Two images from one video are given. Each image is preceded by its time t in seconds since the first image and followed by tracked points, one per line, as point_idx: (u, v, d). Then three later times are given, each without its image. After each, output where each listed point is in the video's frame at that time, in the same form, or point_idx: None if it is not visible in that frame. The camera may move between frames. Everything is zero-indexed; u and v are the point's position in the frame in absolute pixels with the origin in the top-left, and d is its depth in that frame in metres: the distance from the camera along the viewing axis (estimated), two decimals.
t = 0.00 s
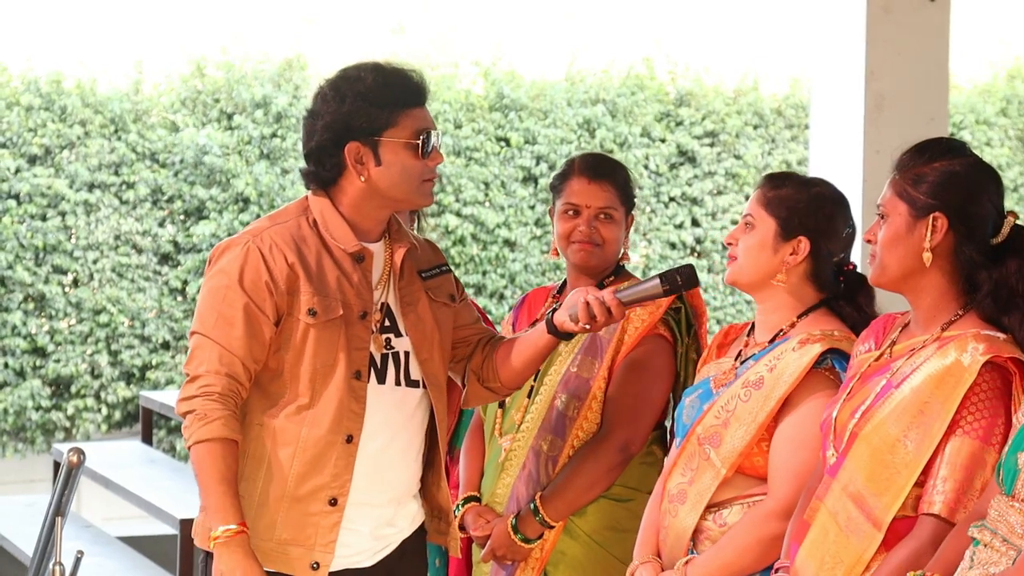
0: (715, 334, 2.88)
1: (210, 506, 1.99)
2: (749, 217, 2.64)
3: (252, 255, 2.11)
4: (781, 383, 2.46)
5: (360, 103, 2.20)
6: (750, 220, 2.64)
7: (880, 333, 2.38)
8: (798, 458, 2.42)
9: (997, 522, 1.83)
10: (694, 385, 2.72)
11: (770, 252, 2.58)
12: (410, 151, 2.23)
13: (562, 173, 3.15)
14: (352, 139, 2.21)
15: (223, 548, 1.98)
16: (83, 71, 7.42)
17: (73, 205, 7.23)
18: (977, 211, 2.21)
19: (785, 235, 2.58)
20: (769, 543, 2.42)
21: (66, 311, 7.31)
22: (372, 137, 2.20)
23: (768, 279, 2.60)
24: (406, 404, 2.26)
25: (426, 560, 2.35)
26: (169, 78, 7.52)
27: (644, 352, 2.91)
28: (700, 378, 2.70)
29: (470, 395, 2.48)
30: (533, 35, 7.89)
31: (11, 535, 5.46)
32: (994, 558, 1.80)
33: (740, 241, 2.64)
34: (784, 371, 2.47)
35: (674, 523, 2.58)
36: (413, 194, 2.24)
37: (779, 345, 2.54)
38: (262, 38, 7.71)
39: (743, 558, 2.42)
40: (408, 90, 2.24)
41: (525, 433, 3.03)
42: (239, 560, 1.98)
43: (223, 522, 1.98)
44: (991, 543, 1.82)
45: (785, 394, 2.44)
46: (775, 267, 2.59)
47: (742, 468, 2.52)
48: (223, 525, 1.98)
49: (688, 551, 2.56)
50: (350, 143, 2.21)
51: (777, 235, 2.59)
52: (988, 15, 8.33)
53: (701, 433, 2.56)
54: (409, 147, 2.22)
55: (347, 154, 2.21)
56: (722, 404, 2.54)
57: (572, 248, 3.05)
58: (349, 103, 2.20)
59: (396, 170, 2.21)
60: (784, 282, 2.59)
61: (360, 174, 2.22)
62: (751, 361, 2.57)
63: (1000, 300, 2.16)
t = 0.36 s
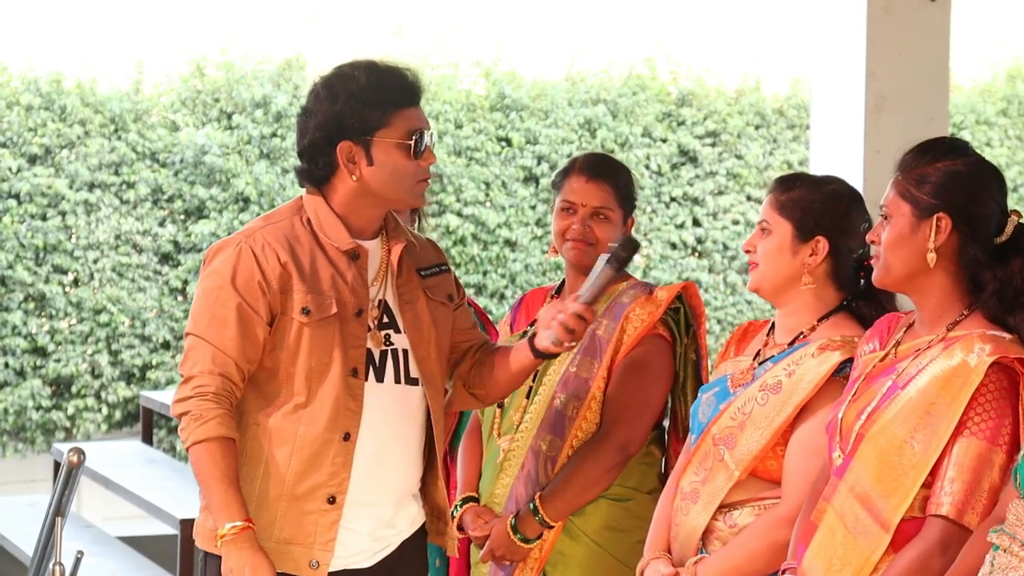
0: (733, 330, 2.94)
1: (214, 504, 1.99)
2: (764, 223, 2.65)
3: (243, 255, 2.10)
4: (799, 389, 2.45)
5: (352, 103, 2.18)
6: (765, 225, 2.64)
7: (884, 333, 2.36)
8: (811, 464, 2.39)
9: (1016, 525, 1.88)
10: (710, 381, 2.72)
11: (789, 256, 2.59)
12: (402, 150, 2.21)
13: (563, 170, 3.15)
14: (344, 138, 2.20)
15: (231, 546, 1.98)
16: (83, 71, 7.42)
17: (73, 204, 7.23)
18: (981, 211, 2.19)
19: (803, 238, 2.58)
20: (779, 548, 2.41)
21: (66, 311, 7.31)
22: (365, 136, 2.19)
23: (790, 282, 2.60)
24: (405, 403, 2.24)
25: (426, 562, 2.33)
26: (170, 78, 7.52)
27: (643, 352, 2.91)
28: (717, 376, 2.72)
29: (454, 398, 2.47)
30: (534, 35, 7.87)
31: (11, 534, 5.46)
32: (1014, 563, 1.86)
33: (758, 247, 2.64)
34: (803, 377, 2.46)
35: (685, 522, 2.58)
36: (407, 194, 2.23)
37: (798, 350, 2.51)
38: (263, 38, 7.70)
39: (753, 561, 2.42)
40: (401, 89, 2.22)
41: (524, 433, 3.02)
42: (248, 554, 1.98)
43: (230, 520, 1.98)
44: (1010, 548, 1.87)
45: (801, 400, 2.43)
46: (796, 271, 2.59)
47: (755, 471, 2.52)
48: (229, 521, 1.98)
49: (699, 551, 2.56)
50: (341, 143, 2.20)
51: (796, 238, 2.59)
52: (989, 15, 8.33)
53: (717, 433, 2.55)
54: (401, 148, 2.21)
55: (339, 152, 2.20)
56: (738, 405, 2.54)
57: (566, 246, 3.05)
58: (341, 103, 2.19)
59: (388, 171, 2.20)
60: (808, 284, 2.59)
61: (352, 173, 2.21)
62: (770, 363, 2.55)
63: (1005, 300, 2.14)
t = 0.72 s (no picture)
0: (735, 330, 2.92)
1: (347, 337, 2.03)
2: (764, 223, 2.65)
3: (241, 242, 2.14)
4: (798, 392, 2.45)
5: (330, 141, 2.14)
6: (766, 226, 2.64)
7: (891, 333, 2.37)
8: (813, 464, 2.40)
9: None
10: (711, 383, 2.74)
11: (790, 256, 2.59)
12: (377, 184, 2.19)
13: (567, 170, 3.14)
14: (319, 168, 2.17)
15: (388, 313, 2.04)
16: (83, 71, 7.42)
17: (72, 204, 7.23)
18: (988, 211, 2.17)
19: (803, 237, 2.58)
20: (780, 549, 2.41)
21: (66, 311, 7.31)
22: (341, 169, 2.16)
23: (791, 282, 2.60)
24: (398, 397, 2.26)
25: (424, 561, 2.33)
26: (170, 78, 7.51)
27: (642, 352, 2.92)
28: (721, 376, 2.71)
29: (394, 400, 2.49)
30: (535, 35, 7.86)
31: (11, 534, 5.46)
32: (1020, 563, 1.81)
33: (759, 248, 2.64)
34: (803, 377, 2.46)
35: (693, 524, 2.59)
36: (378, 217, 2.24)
37: (798, 350, 2.52)
38: (263, 38, 7.70)
39: (758, 564, 2.41)
40: (381, 119, 2.17)
41: (521, 431, 3.00)
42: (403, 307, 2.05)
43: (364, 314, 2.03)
44: (1016, 548, 1.82)
45: (803, 401, 2.44)
46: (797, 270, 2.59)
47: (759, 472, 2.51)
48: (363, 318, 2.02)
49: (705, 554, 2.56)
50: (317, 172, 2.18)
51: (796, 238, 2.59)
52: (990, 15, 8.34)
53: (720, 436, 2.56)
54: (376, 182, 2.18)
55: (314, 179, 2.19)
56: (740, 407, 2.55)
57: (566, 246, 3.04)
58: (320, 138, 2.14)
59: (361, 200, 2.21)
60: (808, 285, 2.60)
61: (325, 197, 2.21)
62: (770, 364, 2.57)
63: (1012, 301, 2.14)
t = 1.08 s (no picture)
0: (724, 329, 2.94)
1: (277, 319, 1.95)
2: (743, 226, 2.65)
3: (218, 245, 2.11)
4: (791, 380, 2.47)
5: (324, 126, 2.13)
6: (744, 228, 2.64)
7: (899, 334, 2.36)
8: (810, 451, 2.42)
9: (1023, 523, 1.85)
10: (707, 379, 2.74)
11: (774, 254, 2.59)
12: (371, 171, 2.19)
13: (565, 177, 3.12)
14: (312, 156, 2.16)
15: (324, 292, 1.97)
16: (84, 72, 7.42)
17: (74, 206, 7.23)
18: (995, 211, 2.17)
19: (784, 235, 2.58)
20: (783, 539, 2.41)
21: (67, 312, 7.30)
22: (333, 156, 2.16)
23: (778, 279, 2.61)
24: (391, 396, 2.26)
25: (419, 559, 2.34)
26: (171, 79, 7.52)
27: (649, 351, 2.93)
28: (712, 374, 2.72)
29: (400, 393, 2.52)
30: (536, 36, 7.86)
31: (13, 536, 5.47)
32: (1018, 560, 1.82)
33: (741, 251, 2.64)
34: (795, 364, 2.48)
35: (692, 521, 2.58)
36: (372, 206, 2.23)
37: (788, 341, 2.55)
38: (264, 40, 7.71)
39: (756, 554, 2.42)
40: (374, 107, 2.18)
41: (527, 432, 3.00)
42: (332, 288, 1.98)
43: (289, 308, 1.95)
44: (1014, 545, 1.84)
45: (795, 390, 2.45)
46: (782, 267, 2.60)
47: (756, 465, 2.52)
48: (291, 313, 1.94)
49: (706, 550, 2.56)
50: (310, 161, 2.16)
51: (777, 236, 2.59)
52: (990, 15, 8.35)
53: (715, 431, 2.57)
54: (371, 169, 2.18)
55: (307, 170, 2.17)
56: (734, 401, 2.56)
57: (581, 251, 3.04)
58: (313, 124, 2.14)
59: (355, 189, 2.20)
60: (794, 279, 2.60)
61: (318, 189, 2.19)
62: (761, 358, 2.59)
63: (1018, 302, 2.13)
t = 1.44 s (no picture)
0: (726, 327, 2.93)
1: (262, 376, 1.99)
2: (744, 224, 2.65)
3: (209, 256, 2.09)
4: (791, 372, 2.48)
5: (329, 117, 2.15)
6: (747, 226, 2.64)
7: (903, 334, 2.36)
8: (809, 443, 2.42)
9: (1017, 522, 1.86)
10: (706, 375, 2.75)
11: (786, 243, 2.61)
12: (372, 164, 2.19)
13: (561, 181, 3.11)
14: (314, 149, 2.17)
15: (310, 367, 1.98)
16: (86, 72, 7.42)
17: (76, 206, 7.23)
18: (991, 212, 2.16)
19: (792, 223, 2.61)
20: (780, 525, 2.42)
21: (69, 313, 7.31)
22: (334, 149, 2.17)
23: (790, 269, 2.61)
24: (386, 396, 2.26)
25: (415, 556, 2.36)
26: (172, 79, 7.52)
27: (653, 351, 2.94)
28: (714, 366, 2.73)
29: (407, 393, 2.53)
30: (537, 36, 7.87)
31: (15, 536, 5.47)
32: (1011, 559, 1.83)
33: (748, 247, 2.63)
34: (796, 358, 2.49)
35: (688, 510, 2.58)
36: (369, 205, 2.22)
37: (789, 335, 2.55)
38: (265, 40, 7.71)
39: (752, 541, 2.43)
40: (376, 102, 2.20)
41: (533, 432, 3.01)
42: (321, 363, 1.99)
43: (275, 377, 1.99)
44: (1008, 544, 1.84)
45: (796, 382, 2.46)
46: (795, 256, 2.61)
47: (753, 455, 2.53)
48: (276, 378, 1.98)
49: (701, 539, 2.57)
50: (311, 153, 2.17)
51: (785, 225, 2.61)
52: (990, 15, 8.37)
53: (714, 422, 2.57)
54: (370, 161, 2.19)
55: (308, 162, 2.18)
56: (734, 393, 2.57)
57: (584, 255, 3.05)
58: (317, 114, 2.15)
59: (356, 184, 2.19)
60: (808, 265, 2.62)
61: (320, 182, 2.20)
62: (762, 350, 2.59)
63: (1014, 303, 2.13)
